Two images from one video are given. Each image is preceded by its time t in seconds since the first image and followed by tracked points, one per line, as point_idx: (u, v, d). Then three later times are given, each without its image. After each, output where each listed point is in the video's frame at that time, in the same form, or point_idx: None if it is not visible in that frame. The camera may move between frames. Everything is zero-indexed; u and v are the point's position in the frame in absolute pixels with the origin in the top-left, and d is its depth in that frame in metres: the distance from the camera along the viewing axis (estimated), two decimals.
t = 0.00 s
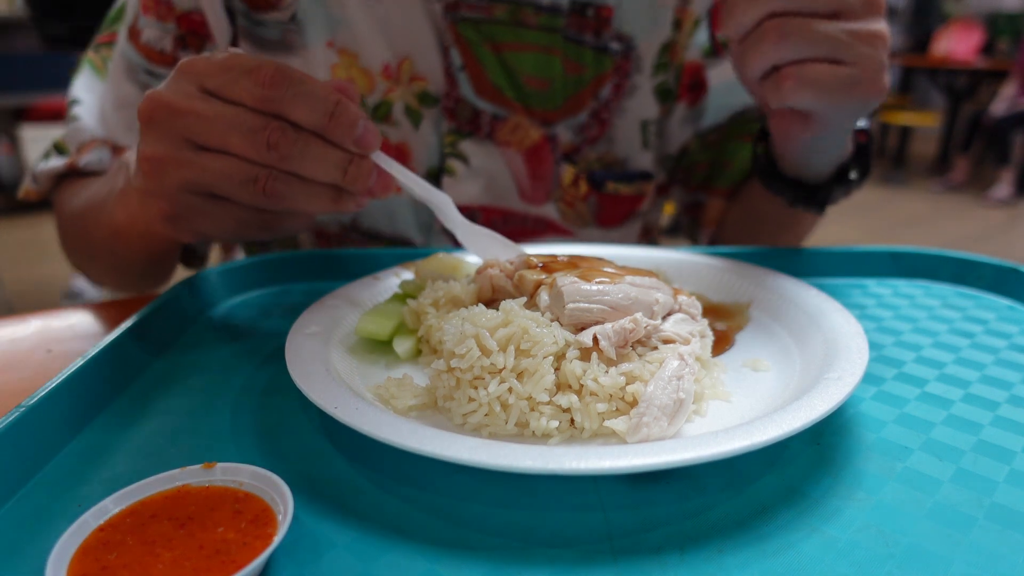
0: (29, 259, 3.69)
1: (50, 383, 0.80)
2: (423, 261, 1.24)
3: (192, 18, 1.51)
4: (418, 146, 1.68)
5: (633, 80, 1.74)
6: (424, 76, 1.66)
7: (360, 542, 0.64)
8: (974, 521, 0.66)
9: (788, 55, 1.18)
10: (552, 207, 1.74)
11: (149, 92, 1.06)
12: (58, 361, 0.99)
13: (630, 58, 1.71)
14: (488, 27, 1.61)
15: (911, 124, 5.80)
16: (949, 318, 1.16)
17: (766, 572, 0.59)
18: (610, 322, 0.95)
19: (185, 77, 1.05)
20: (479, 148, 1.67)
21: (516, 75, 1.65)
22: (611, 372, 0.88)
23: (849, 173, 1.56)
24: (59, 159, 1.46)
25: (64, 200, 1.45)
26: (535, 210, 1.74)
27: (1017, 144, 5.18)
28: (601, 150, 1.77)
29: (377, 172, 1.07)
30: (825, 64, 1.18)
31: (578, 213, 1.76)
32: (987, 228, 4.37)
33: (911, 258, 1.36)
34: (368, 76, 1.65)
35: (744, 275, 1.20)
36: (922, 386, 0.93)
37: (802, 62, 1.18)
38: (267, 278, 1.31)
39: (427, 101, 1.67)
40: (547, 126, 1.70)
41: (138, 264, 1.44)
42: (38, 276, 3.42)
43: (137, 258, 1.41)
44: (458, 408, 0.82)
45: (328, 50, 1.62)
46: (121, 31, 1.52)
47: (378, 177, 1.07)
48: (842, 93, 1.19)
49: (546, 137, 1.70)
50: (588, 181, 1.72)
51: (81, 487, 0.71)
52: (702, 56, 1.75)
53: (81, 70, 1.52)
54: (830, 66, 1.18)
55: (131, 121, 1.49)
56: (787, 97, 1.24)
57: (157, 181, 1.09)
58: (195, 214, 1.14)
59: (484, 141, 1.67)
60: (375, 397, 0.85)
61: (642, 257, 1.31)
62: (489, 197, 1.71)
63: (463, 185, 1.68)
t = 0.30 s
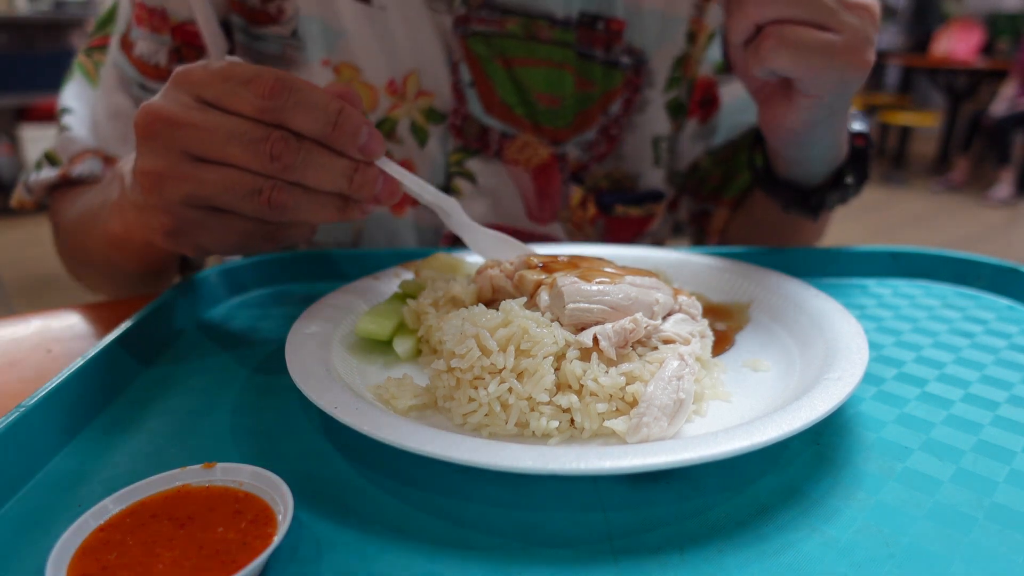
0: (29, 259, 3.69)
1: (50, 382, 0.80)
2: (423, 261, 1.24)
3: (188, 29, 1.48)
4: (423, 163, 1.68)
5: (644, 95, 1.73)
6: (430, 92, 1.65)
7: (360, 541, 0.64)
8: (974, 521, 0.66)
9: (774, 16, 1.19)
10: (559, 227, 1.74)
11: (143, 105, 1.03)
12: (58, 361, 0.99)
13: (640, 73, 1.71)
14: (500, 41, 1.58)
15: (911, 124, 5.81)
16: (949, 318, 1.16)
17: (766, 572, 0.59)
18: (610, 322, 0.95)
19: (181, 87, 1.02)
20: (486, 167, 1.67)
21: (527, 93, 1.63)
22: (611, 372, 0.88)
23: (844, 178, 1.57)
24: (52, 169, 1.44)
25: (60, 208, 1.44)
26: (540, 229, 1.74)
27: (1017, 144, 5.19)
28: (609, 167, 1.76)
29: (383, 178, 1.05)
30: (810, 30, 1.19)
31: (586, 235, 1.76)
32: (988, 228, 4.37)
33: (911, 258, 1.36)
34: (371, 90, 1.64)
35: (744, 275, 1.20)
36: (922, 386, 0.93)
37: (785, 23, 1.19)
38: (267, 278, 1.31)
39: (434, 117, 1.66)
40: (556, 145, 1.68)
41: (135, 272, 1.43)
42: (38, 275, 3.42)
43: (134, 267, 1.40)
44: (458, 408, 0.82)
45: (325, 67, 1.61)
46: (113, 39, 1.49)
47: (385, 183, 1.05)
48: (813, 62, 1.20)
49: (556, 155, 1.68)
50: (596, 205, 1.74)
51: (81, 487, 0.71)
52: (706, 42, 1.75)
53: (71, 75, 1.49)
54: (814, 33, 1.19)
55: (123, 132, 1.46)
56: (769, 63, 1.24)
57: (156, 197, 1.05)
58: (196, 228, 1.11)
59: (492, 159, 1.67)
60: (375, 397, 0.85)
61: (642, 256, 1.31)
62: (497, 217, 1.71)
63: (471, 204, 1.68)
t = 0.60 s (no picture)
0: (29, 259, 3.70)
1: (50, 382, 0.81)
2: (423, 261, 1.24)
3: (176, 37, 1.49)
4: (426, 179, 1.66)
5: (653, 101, 1.72)
6: (430, 107, 1.62)
7: (361, 541, 0.64)
8: (974, 521, 0.66)
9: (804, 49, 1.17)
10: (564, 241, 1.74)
11: (146, 105, 0.98)
12: (59, 361, 0.99)
13: (650, 79, 1.69)
14: (504, 51, 1.56)
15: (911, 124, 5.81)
16: (949, 318, 1.16)
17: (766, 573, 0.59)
18: (610, 322, 0.95)
19: (187, 87, 0.97)
20: (489, 181, 1.65)
21: (533, 104, 1.61)
22: (611, 372, 0.88)
23: (849, 197, 1.60)
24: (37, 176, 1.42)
25: (48, 214, 1.42)
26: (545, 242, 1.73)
27: (1017, 144, 5.19)
28: (617, 177, 1.75)
29: (393, 183, 1.03)
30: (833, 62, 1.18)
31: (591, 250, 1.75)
32: (988, 228, 4.38)
33: (911, 258, 1.36)
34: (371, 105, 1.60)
35: (744, 275, 1.21)
36: (922, 386, 0.93)
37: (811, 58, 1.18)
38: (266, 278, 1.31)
39: (435, 132, 1.63)
40: (563, 158, 1.68)
41: (129, 280, 1.42)
42: (38, 275, 3.43)
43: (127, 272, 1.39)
44: (458, 408, 0.82)
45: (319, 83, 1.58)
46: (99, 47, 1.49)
47: (394, 189, 1.03)
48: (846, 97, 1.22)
49: (561, 168, 1.68)
50: (602, 220, 1.74)
51: (80, 488, 0.71)
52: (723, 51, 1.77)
53: (59, 80, 1.50)
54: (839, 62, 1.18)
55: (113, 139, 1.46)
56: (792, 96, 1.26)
57: (161, 200, 1.02)
58: (203, 231, 1.09)
59: (495, 174, 1.65)
60: (375, 397, 0.85)
61: (642, 257, 1.31)
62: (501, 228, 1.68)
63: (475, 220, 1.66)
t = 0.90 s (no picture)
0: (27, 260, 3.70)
1: (51, 382, 0.80)
2: (424, 262, 1.24)
3: (147, 56, 1.42)
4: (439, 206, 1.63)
5: (681, 117, 1.66)
6: (443, 134, 1.56)
7: (362, 541, 0.64)
8: (974, 521, 0.66)
9: (886, 158, 1.20)
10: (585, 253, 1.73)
11: (124, 152, 0.94)
12: (58, 362, 0.99)
13: (682, 95, 1.64)
14: (523, 78, 1.49)
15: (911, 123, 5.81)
16: (949, 318, 1.16)
17: (767, 573, 0.59)
18: (611, 322, 0.95)
19: (165, 135, 0.92)
20: (507, 210, 1.62)
21: (555, 129, 1.56)
22: (611, 373, 0.87)
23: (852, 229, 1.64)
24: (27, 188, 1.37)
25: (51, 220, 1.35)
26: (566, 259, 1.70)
27: (1017, 145, 5.19)
28: (644, 199, 1.72)
29: (385, 206, 1.00)
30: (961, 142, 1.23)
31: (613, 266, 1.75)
32: (988, 228, 4.38)
33: (911, 258, 1.36)
34: (379, 134, 1.55)
35: (743, 275, 1.20)
36: (922, 386, 0.93)
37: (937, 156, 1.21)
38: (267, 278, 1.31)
39: (446, 160, 1.59)
40: (583, 184, 1.64)
41: (126, 294, 1.36)
42: (36, 276, 3.43)
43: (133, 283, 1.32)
44: (458, 408, 0.82)
45: (321, 113, 1.52)
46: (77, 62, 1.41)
47: (388, 213, 1.00)
48: (975, 175, 1.26)
49: (583, 195, 1.64)
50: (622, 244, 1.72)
51: (80, 488, 0.71)
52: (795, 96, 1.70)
53: (45, 93, 1.43)
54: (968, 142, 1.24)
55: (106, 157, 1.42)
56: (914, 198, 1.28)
57: (154, 246, 1.00)
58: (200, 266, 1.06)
59: (515, 204, 1.62)
60: (375, 398, 0.85)
61: (641, 256, 1.31)
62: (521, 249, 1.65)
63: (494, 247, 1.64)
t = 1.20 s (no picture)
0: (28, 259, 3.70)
1: (50, 382, 0.80)
2: (424, 262, 1.24)
3: (181, 31, 1.44)
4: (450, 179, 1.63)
5: (680, 99, 1.73)
6: (459, 105, 1.59)
7: (362, 542, 0.64)
8: (974, 521, 0.66)
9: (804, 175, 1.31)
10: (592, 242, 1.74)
11: (173, 74, 1.01)
12: (59, 362, 0.99)
13: (681, 78, 1.72)
14: (535, 51, 1.55)
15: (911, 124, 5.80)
16: (949, 318, 1.16)
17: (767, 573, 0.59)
18: (611, 322, 0.95)
19: (212, 66, 0.99)
20: (518, 181, 1.62)
21: (564, 103, 1.61)
22: (611, 372, 0.87)
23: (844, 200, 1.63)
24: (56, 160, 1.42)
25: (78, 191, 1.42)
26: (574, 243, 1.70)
27: (1017, 144, 5.20)
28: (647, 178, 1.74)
29: (402, 168, 1.02)
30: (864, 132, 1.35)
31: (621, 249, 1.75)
32: (988, 228, 4.38)
33: (911, 258, 1.36)
34: (399, 103, 1.58)
35: (742, 275, 1.21)
36: (922, 386, 0.93)
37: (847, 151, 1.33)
38: (268, 278, 1.31)
39: (462, 131, 1.60)
40: (591, 158, 1.67)
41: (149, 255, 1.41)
42: (36, 276, 3.43)
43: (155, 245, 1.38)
44: (458, 408, 0.82)
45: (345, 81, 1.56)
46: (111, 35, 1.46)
47: (404, 175, 1.02)
48: (902, 143, 1.38)
49: (591, 169, 1.67)
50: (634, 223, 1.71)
51: (80, 488, 0.71)
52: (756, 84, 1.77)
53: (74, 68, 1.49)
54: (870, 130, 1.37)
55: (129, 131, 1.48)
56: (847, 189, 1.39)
57: (180, 166, 1.05)
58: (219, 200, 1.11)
59: (526, 174, 1.62)
60: (375, 398, 0.85)
61: (642, 257, 1.31)
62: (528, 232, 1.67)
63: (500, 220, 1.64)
